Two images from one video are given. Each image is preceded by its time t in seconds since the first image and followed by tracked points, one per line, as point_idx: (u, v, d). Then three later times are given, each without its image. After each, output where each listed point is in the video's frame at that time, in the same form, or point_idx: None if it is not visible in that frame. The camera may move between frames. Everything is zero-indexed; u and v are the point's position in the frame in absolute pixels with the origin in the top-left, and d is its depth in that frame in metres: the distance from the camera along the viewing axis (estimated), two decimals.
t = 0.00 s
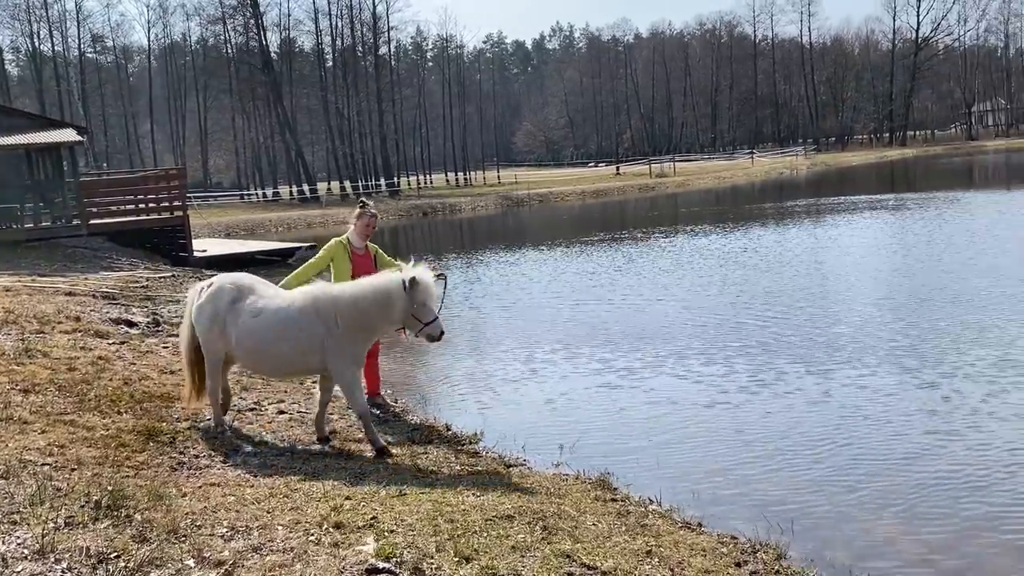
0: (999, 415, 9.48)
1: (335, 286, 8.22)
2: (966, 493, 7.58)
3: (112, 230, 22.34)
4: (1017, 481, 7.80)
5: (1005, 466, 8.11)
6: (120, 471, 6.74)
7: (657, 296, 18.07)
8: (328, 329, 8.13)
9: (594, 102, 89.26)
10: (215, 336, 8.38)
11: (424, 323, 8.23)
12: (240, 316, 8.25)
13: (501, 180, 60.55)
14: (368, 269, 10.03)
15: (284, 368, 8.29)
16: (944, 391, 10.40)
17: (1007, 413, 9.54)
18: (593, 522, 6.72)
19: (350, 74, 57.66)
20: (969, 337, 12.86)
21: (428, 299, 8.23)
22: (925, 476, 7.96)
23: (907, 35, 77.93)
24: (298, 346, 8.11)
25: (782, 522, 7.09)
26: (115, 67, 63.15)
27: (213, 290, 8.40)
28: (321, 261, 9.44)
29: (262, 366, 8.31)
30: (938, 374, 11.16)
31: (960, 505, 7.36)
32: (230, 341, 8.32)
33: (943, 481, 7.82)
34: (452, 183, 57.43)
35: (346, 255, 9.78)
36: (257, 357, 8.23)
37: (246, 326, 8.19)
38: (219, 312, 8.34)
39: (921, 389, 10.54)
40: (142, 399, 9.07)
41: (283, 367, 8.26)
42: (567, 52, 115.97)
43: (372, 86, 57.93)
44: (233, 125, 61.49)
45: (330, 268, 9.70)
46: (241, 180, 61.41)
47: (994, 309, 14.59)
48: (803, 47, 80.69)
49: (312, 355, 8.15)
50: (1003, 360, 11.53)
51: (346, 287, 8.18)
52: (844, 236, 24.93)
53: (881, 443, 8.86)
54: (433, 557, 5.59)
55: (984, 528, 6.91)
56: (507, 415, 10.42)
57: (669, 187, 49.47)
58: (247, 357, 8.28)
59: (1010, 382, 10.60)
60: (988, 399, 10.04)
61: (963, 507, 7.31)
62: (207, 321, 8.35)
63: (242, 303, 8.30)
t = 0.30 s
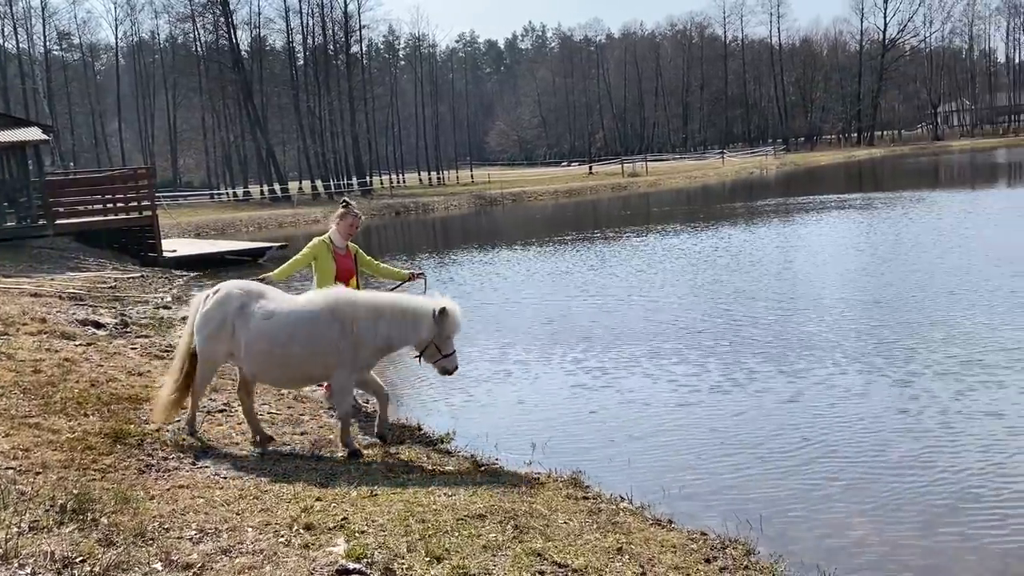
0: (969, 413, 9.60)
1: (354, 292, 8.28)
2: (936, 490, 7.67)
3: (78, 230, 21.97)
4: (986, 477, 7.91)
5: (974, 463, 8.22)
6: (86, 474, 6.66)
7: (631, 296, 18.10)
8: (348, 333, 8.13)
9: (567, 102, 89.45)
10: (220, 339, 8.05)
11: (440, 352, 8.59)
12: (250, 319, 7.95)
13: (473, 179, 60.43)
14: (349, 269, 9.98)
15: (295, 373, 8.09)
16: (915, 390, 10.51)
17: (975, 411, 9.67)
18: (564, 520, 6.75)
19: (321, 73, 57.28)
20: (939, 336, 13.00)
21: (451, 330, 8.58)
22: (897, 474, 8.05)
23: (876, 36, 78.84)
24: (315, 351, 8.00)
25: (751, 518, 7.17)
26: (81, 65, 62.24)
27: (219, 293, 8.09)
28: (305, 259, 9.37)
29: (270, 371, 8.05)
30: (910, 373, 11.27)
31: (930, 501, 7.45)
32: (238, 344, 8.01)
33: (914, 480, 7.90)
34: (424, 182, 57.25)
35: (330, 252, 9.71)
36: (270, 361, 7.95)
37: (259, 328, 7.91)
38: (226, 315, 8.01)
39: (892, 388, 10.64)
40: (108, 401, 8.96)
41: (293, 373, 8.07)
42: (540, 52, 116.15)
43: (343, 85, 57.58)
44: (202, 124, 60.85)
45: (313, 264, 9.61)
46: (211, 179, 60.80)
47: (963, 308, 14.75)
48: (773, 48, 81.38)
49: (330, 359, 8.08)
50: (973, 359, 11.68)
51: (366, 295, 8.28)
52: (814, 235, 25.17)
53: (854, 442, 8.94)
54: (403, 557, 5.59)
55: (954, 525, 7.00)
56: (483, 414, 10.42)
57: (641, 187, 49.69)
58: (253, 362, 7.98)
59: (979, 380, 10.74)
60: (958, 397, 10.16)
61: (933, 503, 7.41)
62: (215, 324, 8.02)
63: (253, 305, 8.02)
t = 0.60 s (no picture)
0: (944, 411, 9.66)
1: (390, 300, 8.44)
2: (911, 486, 7.71)
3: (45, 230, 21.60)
4: (960, 473, 7.96)
5: (949, 460, 8.26)
6: (53, 476, 6.56)
7: (606, 294, 18.09)
8: (378, 342, 8.27)
9: (542, 100, 89.63)
10: (249, 341, 8.07)
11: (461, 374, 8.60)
12: (285, 321, 8.05)
13: (448, 177, 60.28)
14: (328, 268, 9.94)
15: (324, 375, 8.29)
16: (890, 388, 10.57)
17: (950, 408, 9.73)
18: (538, 517, 6.75)
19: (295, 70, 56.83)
20: (914, 334, 13.09)
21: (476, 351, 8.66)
22: (871, 471, 8.10)
23: (847, 36, 79.64)
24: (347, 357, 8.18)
25: (724, 514, 7.22)
26: (50, 62, 61.50)
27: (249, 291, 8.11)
28: (285, 262, 9.33)
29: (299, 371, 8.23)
30: (886, 371, 11.33)
31: (904, 498, 7.49)
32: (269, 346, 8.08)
33: (889, 477, 7.94)
34: (400, 180, 57.11)
35: (312, 252, 9.67)
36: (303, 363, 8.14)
37: (294, 331, 8.04)
38: (258, 317, 8.03)
39: (868, 386, 10.70)
40: (76, 402, 8.83)
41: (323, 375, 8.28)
42: (515, 49, 116.29)
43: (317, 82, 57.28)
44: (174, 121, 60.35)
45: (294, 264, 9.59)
46: (183, 178, 60.31)
47: (936, 305, 14.88)
48: (746, 47, 82.00)
49: (359, 367, 8.24)
50: (948, 356, 11.76)
51: (400, 305, 8.44)
52: (788, 233, 25.38)
53: (831, 440, 8.96)
54: (377, 557, 5.56)
55: (928, 521, 7.04)
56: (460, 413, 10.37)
57: (616, 185, 49.91)
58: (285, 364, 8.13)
59: (953, 378, 10.81)
60: (932, 395, 10.22)
61: (908, 500, 7.45)
62: (245, 322, 8.03)
63: (287, 306, 8.11)
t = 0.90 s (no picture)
0: (924, 408, 9.68)
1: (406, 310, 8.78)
2: (890, 484, 7.73)
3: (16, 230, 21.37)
4: (941, 470, 7.98)
5: (930, 458, 8.27)
6: (26, 478, 6.47)
7: (586, 292, 18.08)
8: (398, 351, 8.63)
9: (521, 97, 89.58)
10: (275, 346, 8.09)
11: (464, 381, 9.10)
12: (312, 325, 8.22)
13: (427, 175, 60.16)
14: (307, 267, 9.90)
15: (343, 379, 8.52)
16: (870, 386, 10.59)
17: (929, 405, 9.75)
18: (516, 514, 6.74)
19: (271, 67, 56.44)
20: (893, 331, 13.14)
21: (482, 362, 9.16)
22: (850, 468, 8.12)
23: (824, 33, 80.14)
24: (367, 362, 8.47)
25: (702, 510, 7.25)
26: (22, 59, 60.77)
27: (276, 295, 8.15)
28: (266, 266, 9.29)
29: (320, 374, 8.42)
30: (866, 368, 11.34)
31: (883, 495, 7.50)
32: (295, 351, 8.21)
33: (869, 474, 7.96)
34: (379, 178, 56.85)
35: (291, 254, 9.57)
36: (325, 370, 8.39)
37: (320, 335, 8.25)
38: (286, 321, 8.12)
39: (848, 384, 10.72)
40: (50, 403, 8.71)
41: (341, 379, 8.51)
42: (494, 47, 116.17)
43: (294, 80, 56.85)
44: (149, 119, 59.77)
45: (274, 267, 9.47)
46: (159, 176, 59.81)
47: (915, 302, 14.96)
48: (723, 45, 82.35)
49: (376, 371, 8.57)
50: (926, 353, 11.81)
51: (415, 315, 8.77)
52: (765, 230, 25.49)
53: (812, 438, 8.96)
54: (353, 556, 5.53)
55: (908, 518, 7.04)
56: (439, 413, 10.31)
57: (595, 182, 49.97)
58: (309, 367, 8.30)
59: (932, 375, 10.86)
60: (912, 392, 10.26)
61: (888, 498, 7.46)
62: (274, 330, 8.06)
63: (313, 310, 8.30)
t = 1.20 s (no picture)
0: (907, 404, 9.71)
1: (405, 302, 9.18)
2: (870, 480, 7.76)
3: None
4: (922, 466, 8.02)
5: (911, 453, 8.31)
6: None
7: (569, 289, 18.07)
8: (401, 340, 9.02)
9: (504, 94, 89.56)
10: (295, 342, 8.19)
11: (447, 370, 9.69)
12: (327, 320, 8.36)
13: (409, 171, 60.01)
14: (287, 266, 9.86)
15: (352, 370, 8.77)
16: (852, 382, 10.62)
17: (912, 402, 9.78)
18: (494, 509, 6.75)
19: (252, 64, 56.12)
20: (875, 327, 13.20)
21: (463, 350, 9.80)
22: (831, 464, 8.15)
23: (804, 29, 80.54)
24: (375, 354, 8.79)
25: (679, 504, 7.29)
26: None
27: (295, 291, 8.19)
28: (250, 268, 9.24)
29: (330, 368, 8.61)
30: (849, 364, 11.38)
31: (863, 491, 7.53)
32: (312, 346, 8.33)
33: (850, 470, 7.99)
34: (361, 175, 56.66)
35: (273, 252, 9.48)
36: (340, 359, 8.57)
37: (337, 329, 8.42)
38: (305, 316, 8.22)
39: (831, 380, 10.74)
40: (24, 403, 8.62)
41: (349, 369, 8.73)
42: (476, 43, 116.03)
43: (275, 76, 56.53)
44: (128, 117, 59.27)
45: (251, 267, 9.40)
46: (139, 174, 59.40)
47: (895, 298, 15.04)
48: (705, 41, 82.57)
49: (382, 361, 8.88)
50: (908, 349, 11.87)
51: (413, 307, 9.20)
52: (746, 225, 25.60)
53: (795, 434, 8.98)
54: (329, 552, 5.52)
55: (889, 514, 7.07)
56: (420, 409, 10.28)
57: (577, 178, 50.05)
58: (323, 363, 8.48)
59: (914, 370, 10.91)
60: (893, 388, 10.30)
61: (869, 493, 7.49)
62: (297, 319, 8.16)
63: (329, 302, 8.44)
